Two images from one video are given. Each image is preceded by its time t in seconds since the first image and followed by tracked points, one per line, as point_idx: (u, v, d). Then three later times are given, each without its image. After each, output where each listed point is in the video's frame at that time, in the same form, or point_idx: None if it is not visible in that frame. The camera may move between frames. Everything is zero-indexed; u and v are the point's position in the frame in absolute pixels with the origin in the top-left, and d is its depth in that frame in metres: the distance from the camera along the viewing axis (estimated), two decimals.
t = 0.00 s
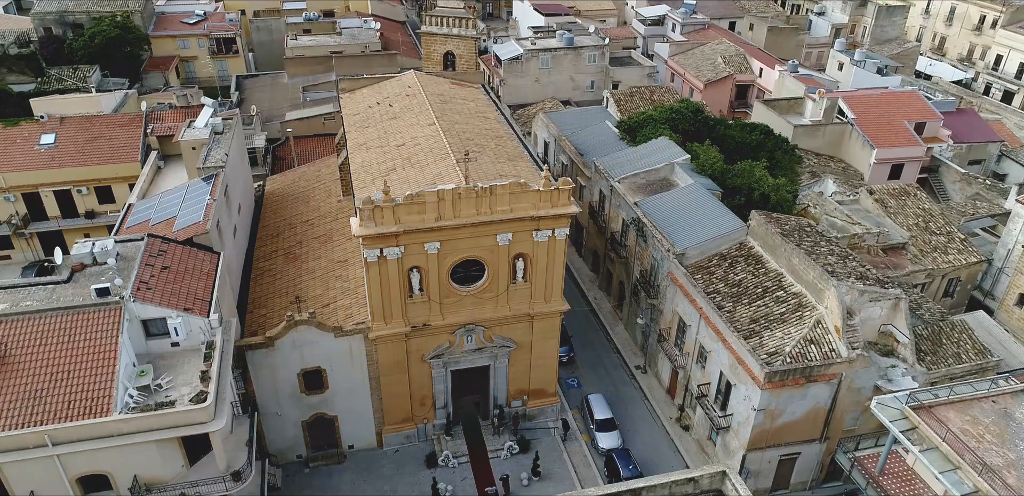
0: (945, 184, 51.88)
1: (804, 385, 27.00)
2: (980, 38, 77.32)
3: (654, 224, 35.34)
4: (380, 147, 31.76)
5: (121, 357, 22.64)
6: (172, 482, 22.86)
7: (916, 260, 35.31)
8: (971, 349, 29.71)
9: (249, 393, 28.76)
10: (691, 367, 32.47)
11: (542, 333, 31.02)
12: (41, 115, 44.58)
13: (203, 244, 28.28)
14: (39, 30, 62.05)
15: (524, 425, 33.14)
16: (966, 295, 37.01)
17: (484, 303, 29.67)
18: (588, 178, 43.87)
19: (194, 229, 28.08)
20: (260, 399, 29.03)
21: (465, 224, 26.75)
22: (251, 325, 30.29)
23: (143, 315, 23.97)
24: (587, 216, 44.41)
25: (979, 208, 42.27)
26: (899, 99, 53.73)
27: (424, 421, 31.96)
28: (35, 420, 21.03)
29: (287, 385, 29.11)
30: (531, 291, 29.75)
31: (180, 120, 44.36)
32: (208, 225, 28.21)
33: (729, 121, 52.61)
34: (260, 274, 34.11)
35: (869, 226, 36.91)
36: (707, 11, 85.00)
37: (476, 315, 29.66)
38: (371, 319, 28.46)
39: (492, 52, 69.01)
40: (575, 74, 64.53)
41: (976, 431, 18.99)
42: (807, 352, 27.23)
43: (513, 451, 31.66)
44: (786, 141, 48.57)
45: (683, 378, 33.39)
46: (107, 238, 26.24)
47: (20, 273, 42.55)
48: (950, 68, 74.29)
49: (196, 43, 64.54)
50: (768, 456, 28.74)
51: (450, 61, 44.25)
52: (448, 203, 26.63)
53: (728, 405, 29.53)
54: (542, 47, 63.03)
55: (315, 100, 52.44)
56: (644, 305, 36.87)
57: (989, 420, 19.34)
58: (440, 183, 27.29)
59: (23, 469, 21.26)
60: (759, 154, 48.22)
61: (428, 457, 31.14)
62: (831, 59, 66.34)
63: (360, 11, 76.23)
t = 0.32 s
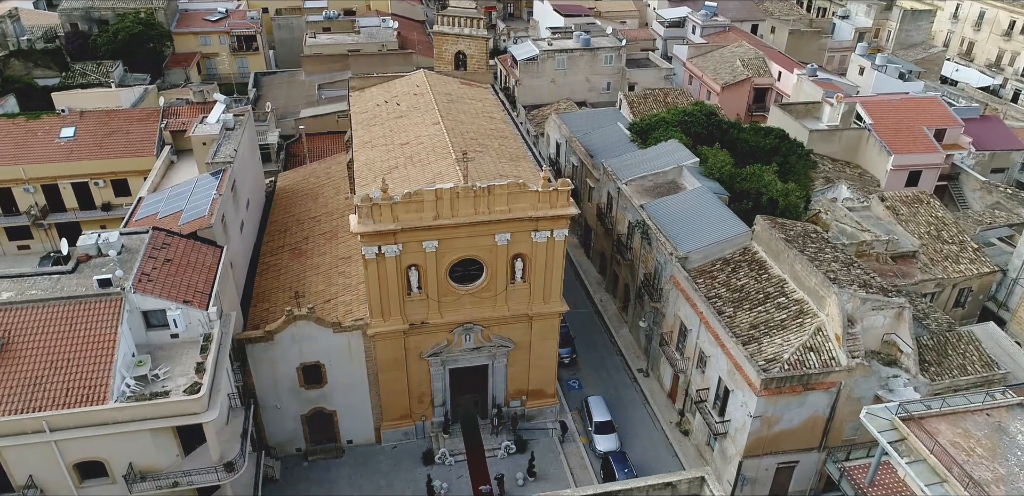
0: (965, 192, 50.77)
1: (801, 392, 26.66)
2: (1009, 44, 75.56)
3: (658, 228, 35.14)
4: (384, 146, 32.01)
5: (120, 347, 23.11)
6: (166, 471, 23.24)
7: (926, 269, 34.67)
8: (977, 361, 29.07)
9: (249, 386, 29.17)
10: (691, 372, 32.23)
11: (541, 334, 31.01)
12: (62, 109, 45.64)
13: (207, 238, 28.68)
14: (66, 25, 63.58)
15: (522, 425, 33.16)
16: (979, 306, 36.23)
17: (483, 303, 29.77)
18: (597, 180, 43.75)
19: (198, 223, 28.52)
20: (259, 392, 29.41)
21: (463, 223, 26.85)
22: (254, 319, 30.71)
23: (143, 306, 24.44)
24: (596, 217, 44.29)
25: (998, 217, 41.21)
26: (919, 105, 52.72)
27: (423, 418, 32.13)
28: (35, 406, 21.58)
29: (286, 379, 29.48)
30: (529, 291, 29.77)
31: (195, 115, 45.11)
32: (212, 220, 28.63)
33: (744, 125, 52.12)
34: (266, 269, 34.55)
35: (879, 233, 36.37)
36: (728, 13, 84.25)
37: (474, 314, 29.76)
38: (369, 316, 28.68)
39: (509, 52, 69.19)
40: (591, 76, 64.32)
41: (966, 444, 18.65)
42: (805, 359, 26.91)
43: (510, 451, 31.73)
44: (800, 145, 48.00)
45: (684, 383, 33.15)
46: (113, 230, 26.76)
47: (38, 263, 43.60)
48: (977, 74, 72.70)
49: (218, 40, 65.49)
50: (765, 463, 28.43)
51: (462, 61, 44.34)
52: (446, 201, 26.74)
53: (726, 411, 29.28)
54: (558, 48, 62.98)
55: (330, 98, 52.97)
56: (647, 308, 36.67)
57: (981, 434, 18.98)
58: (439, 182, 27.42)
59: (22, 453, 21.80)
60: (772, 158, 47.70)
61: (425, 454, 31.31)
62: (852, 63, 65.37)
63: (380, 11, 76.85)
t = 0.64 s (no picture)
0: (986, 201, 49.58)
1: (799, 400, 26.33)
2: None
3: (663, 231, 34.95)
4: (389, 144, 32.27)
5: (121, 336, 23.63)
6: (162, 459, 23.72)
7: (936, 278, 34.02)
8: (984, 373, 28.48)
9: (250, 378, 29.62)
10: (692, 377, 32.00)
11: (540, 334, 31.05)
12: (84, 103, 46.72)
13: (212, 232, 29.22)
14: (93, 21, 65.08)
15: (521, 425, 33.20)
16: (992, 317, 35.47)
17: (482, 302, 29.89)
18: (606, 182, 43.66)
19: (204, 217, 29.10)
20: (259, 385, 29.83)
21: (461, 222, 26.99)
22: (257, 313, 31.19)
23: (145, 297, 24.98)
24: (604, 219, 44.14)
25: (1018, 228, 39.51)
26: (941, 111, 51.48)
27: (422, 415, 32.34)
28: (35, 392, 22.19)
29: (287, 373, 29.88)
30: (529, 291, 29.82)
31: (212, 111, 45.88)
32: (218, 214, 29.13)
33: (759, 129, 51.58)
34: (273, 264, 35.03)
35: (889, 241, 35.84)
36: (751, 16, 83.47)
37: (473, 313, 29.89)
38: (369, 312, 28.94)
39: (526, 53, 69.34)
40: (608, 77, 63.94)
41: (956, 458, 18.32)
42: (804, 367, 26.60)
43: (507, 451, 31.82)
44: (816, 150, 47.38)
45: (685, 388, 32.91)
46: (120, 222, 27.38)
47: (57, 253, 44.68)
48: (1006, 80, 70.92)
49: (240, 37, 66.44)
50: (763, 471, 28.13)
51: (474, 61, 44.47)
52: (445, 200, 26.88)
53: (724, 417, 29.02)
54: (575, 49, 62.84)
55: (345, 95, 53.50)
56: (651, 312, 36.49)
57: (973, 447, 18.63)
58: (439, 181, 27.57)
59: (23, 437, 22.42)
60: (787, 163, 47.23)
61: (422, 451, 31.52)
62: (875, 68, 64.26)
63: (401, 10, 77.38)
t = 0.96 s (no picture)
0: (1008, 210, 48.42)
1: (796, 408, 26.04)
2: None
3: (669, 234, 34.73)
4: (395, 142, 32.49)
5: (122, 326, 24.14)
6: (159, 447, 24.23)
7: (947, 288, 33.40)
8: (990, 386, 27.90)
9: (251, 370, 30.06)
10: (692, 381, 31.76)
11: (540, 334, 31.07)
12: (105, 97, 47.74)
13: (218, 225, 29.73)
14: (120, 17, 66.40)
15: (521, 425, 33.26)
16: (1004, 329, 34.69)
17: (481, 301, 29.99)
18: (616, 183, 43.51)
19: (210, 211, 29.62)
20: (260, 377, 30.27)
21: (460, 221, 27.13)
22: (261, 307, 31.64)
23: (148, 288, 25.51)
24: (614, 221, 43.96)
25: None
26: (964, 118, 50.35)
27: (421, 411, 32.55)
28: (39, 379, 22.82)
29: (288, 366, 30.27)
30: (528, 291, 29.86)
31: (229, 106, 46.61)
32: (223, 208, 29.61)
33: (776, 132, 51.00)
34: (279, 258, 35.50)
35: (900, 249, 35.29)
36: (774, 19, 83.02)
37: (472, 312, 30.01)
38: (368, 308, 29.22)
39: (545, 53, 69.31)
40: (625, 78, 63.62)
41: (944, 470, 18.01)
42: (802, 374, 26.29)
43: (505, 449, 31.88)
44: (833, 155, 46.70)
45: (685, 392, 32.67)
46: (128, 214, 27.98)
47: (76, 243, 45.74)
48: None
49: (262, 35, 67.42)
50: (759, 478, 27.86)
51: (486, 60, 44.53)
52: (444, 199, 27.04)
53: (721, 422, 28.78)
54: (593, 49, 62.71)
55: (361, 93, 54.00)
56: (655, 315, 36.31)
57: (963, 460, 18.30)
58: (440, 179, 27.73)
59: (25, 421, 23.03)
60: (802, 168, 46.66)
61: (420, 447, 31.75)
62: (898, 73, 63.09)
63: (422, 9, 77.84)
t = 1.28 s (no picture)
0: None
1: (789, 414, 25.78)
2: None
3: (671, 237, 34.54)
4: (397, 140, 32.71)
5: (121, 316, 24.62)
6: (154, 436, 24.71)
7: (953, 297, 32.81)
8: (992, 397, 27.39)
9: (251, 363, 30.48)
10: (690, 385, 31.56)
11: (537, 335, 31.13)
12: (123, 92, 48.64)
13: (221, 220, 30.19)
14: (142, 14, 67.59)
15: (518, 424, 33.33)
16: (1013, 340, 34.02)
17: (478, 299, 30.11)
18: (623, 185, 43.38)
19: (214, 205, 30.10)
20: (260, 369, 30.68)
21: (457, 219, 27.27)
22: (263, 301, 32.08)
23: (148, 279, 25.98)
24: (620, 222, 43.78)
25: None
26: (983, 124, 49.33)
27: (418, 408, 32.76)
28: (39, 366, 23.34)
29: (287, 359, 30.64)
30: (525, 291, 29.91)
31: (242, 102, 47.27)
32: (227, 202, 30.08)
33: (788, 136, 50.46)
34: (284, 253, 35.95)
35: (907, 256, 34.81)
36: (795, 22, 82.32)
37: (469, 310, 30.14)
38: (366, 305, 29.48)
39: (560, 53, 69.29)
40: (639, 80, 63.31)
41: (928, 481, 17.77)
42: (797, 380, 26.03)
43: (500, 448, 31.98)
44: (846, 160, 46.06)
45: (683, 395, 32.46)
46: (133, 207, 28.57)
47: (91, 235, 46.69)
48: None
49: (280, 32, 68.23)
50: (753, 484, 27.60)
51: (495, 60, 44.60)
52: (441, 197, 27.20)
53: (716, 427, 28.58)
54: (607, 51, 62.55)
55: (373, 92, 54.46)
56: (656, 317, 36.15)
57: (948, 471, 18.04)
58: (438, 177, 27.89)
59: (25, 407, 23.58)
60: (813, 173, 46.12)
61: (416, 443, 31.97)
62: (918, 77, 62.00)
63: (440, 10, 78.25)
